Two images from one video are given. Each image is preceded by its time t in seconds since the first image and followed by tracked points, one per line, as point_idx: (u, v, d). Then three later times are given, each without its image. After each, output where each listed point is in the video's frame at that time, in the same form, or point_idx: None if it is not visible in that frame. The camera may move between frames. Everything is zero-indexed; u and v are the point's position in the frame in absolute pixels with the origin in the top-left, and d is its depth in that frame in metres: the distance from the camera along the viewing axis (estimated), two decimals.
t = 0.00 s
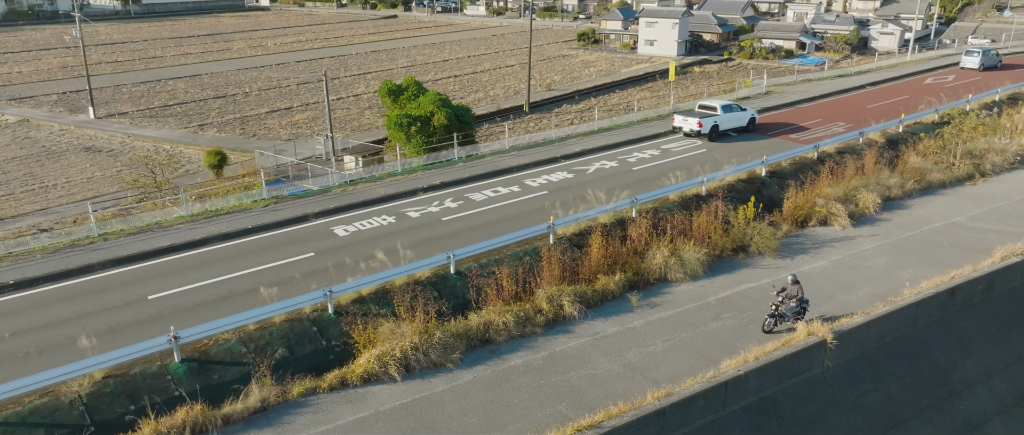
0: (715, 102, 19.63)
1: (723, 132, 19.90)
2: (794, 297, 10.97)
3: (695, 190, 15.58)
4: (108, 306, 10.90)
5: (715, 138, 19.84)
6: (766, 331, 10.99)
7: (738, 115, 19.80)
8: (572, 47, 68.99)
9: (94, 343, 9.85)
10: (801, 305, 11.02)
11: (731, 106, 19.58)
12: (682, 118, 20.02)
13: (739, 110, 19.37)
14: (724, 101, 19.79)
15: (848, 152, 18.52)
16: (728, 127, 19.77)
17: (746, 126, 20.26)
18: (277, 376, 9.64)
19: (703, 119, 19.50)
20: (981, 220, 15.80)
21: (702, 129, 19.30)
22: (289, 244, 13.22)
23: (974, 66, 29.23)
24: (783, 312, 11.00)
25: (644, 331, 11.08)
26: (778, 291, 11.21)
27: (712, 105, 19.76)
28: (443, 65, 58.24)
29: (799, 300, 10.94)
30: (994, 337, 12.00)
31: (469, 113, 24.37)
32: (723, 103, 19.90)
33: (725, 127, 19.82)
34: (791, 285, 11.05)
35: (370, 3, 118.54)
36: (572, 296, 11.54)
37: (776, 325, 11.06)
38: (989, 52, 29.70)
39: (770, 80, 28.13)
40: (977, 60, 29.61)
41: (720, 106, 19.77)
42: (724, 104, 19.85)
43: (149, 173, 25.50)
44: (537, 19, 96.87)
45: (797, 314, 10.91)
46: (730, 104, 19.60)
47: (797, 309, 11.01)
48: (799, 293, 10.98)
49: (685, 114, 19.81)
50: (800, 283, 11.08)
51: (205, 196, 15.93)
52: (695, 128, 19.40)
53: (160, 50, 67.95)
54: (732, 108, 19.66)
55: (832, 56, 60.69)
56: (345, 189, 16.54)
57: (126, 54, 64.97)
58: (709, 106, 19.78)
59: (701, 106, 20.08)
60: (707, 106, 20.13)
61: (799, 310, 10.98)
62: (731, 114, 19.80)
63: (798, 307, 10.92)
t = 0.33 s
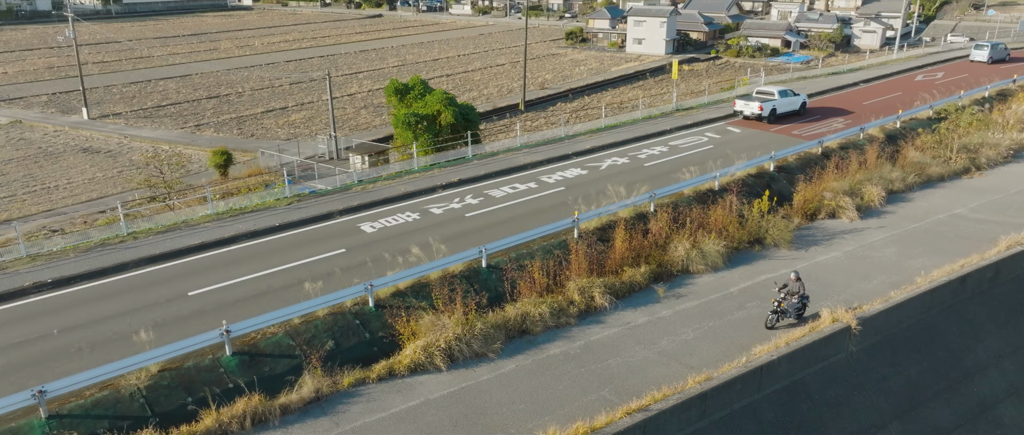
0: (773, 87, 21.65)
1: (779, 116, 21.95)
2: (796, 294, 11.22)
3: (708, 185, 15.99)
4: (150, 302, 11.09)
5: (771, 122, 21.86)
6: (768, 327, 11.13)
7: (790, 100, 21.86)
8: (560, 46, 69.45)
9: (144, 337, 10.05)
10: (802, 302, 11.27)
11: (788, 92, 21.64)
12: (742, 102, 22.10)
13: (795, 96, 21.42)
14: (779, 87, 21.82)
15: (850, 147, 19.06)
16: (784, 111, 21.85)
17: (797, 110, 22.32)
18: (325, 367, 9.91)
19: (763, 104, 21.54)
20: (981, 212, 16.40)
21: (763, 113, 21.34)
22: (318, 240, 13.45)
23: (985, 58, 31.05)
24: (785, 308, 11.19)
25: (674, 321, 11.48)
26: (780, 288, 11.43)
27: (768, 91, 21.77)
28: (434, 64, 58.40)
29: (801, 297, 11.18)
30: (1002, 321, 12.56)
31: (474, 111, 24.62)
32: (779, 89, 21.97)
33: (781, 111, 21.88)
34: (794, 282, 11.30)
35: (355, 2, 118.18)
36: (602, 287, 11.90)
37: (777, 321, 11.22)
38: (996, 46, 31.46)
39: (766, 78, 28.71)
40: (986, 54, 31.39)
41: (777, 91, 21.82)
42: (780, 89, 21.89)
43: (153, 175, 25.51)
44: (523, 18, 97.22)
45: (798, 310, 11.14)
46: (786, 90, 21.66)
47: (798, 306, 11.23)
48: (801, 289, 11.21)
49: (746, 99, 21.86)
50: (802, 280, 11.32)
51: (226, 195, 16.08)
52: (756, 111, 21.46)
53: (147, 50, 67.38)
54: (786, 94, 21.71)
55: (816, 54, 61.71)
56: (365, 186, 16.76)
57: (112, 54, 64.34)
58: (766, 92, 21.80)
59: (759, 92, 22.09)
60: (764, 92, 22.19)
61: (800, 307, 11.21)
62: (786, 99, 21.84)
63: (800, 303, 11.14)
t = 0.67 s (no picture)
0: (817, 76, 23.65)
1: (822, 102, 23.94)
2: (799, 291, 11.31)
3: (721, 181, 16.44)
4: (195, 299, 11.32)
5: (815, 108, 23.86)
6: (773, 324, 11.39)
7: (831, 88, 23.82)
8: (550, 46, 69.87)
9: (195, 332, 10.29)
10: (806, 298, 11.37)
11: (830, 80, 23.68)
12: (789, 89, 24.14)
13: (839, 84, 23.42)
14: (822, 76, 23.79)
15: (852, 144, 19.63)
16: (827, 97, 23.85)
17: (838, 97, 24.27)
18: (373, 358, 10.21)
19: (809, 91, 23.57)
20: (982, 205, 17.02)
21: (809, 99, 23.40)
22: (349, 237, 13.72)
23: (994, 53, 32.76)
24: (789, 305, 11.39)
25: (702, 311, 11.91)
26: (784, 284, 11.56)
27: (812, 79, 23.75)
28: (425, 65, 58.58)
29: (804, 294, 11.29)
30: (1010, 308, 13.13)
31: (482, 111, 24.94)
32: (822, 77, 23.97)
33: (825, 97, 23.88)
34: (797, 280, 11.36)
35: (341, 3, 117.76)
36: (631, 279, 12.32)
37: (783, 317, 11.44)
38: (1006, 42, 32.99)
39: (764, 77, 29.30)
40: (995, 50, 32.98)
41: (821, 80, 23.86)
42: (823, 78, 23.87)
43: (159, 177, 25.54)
44: (510, 19, 97.54)
45: (802, 307, 11.31)
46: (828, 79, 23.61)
47: (802, 302, 11.38)
48: (803, 287, 11.29)
49: (792, 86, 23.91)
50: (806, 277, 11.37)
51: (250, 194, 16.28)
52: (803, 98, 23.51)
53: (135, 52, 66.87)
54: (828, 82, 23.67)
55: (802, 54, 62.64)
56: (386, 184, 17.03)
57: (100, 56, 63.74)
58: (811, 81, 23.79)
59: (804, 80, 24.11)
60: (809, 81, 24.29)
61: (803, 303, 11.36)
62: (828, 87, 23.80)
63: (803, 301, 11.28)
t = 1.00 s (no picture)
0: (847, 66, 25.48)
1: (852, 91, 25.77)
2: (802, 290, 11.48)
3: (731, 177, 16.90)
4: (235, 296, 11.55)
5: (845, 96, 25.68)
6: (777, 322, 11.56)
7: (860, 78, 25.64)
8: (538, 47, 70.33)
9: (242, 328, 10.53)
10: (807, 296, 11.58)
11: (859, 70, 25.54)
12: (821, 79, 25.96)
13: (868, 74, 25.26)
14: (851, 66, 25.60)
15: (853, 141, 20.22)
16: (856, 86, 25.68)
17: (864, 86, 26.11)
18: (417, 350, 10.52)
19: (841, 80, 25.42)
20: (980, 199, 17.67)
21: (841, 88, 25.26)
22: (377, 236, 14.00)
23: (1001, 50, 34.15)
24: (792, 303, 11.57)
25: (726, 302, 12.36)
26: (787, 282, 11.72)
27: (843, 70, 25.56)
28: (416, 66, 58.76)
29: (807, 292, 11.49)
30: (1016, 296, 13.72)
31: (487, 112, 25.26)
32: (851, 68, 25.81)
33: (854, 87, 25.73)
34: (800, 278, 11.52)
35: (325, 5, 117.34)
36: (657, 273, 12.73)
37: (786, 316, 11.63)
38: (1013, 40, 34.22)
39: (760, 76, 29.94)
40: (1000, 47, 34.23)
41: (850, 70, 25.67)
42: (852, 68, 25.71)
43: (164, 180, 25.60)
44: (495, 20, 97.85)
45: (805, 306, 11.52)
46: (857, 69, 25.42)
47: (805, 300, 11.58)
48: (806, 285, 11.47)
49: (825, 77, 25.74)
50: (809, 275, 11.52)
51: (272, 194, 16.46)
52: (835, 86, 25.35)
53: (121, 54, 66.34)
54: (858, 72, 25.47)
55: (787, 55, 63.61)
56: (405, 183, 17.33)
57: (86, 58, 63.12)
58: (841, 71, 25.60)
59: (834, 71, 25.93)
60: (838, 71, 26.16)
61: (806, 301, 11.56)
62: (857, 77, 25.64)
63: (806, 299, 11.48)
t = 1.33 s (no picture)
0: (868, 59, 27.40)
1: (872, 82, 27.72)
2: (805, 291, 11.64)
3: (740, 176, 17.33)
4: (271, 295, 11.74)
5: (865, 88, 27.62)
6: (782, 324, 11.62)
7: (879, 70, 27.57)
8: (526, 49, 70.67)
9: (284, 326, 10.73)
10: (810, 297, 11.73)
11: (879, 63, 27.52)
12: (844, 71, 27.89)
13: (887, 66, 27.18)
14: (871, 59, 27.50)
15: (852, 139, 20.79)
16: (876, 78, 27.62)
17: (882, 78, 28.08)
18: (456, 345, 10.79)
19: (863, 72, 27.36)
20: (977, 195, 18.27)
21: (863, 79, 27.25)
22: (402, 235, 14.22)
23: (1003, 48, 35.23)
24: (796, 304, 11.68)
25: (747, 296, 12.77)
26: (789, 284, 11.84)
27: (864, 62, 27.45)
28: (406, 68, 58.85)
29: (810, 293, 11.64)
30: (1020, 286, 14.27)
31: (490, 113, 25.54)
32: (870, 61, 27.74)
33: (874, 78, 27.68)
34: (802, 280, 11.69)
35: (308, 7, 116.85)
36: (679, 268, 13.10)
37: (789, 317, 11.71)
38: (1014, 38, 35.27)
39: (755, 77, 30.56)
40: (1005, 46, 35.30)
41: (870, 62, 27.60)
42: (872, 60, 27.64)
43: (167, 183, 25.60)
44: (481, 21, 97.99)
45: (808, 306, 11.66)
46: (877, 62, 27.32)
47: (807, 302, 11.74)
48: (809, 286, 11.64)
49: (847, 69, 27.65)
50: (810, 277, 11.72)
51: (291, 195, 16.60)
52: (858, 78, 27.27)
53: (106, 57, 65.72)
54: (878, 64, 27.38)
55: (772, 55, 64.51)
56: (421, 184, 17.59)
57: (71, 61, 62.44)
58: (862, 63, 27.51)
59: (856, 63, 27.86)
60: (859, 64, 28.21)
61: (809, 302, 11.73)
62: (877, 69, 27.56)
63: (809, 300, 11.64)
